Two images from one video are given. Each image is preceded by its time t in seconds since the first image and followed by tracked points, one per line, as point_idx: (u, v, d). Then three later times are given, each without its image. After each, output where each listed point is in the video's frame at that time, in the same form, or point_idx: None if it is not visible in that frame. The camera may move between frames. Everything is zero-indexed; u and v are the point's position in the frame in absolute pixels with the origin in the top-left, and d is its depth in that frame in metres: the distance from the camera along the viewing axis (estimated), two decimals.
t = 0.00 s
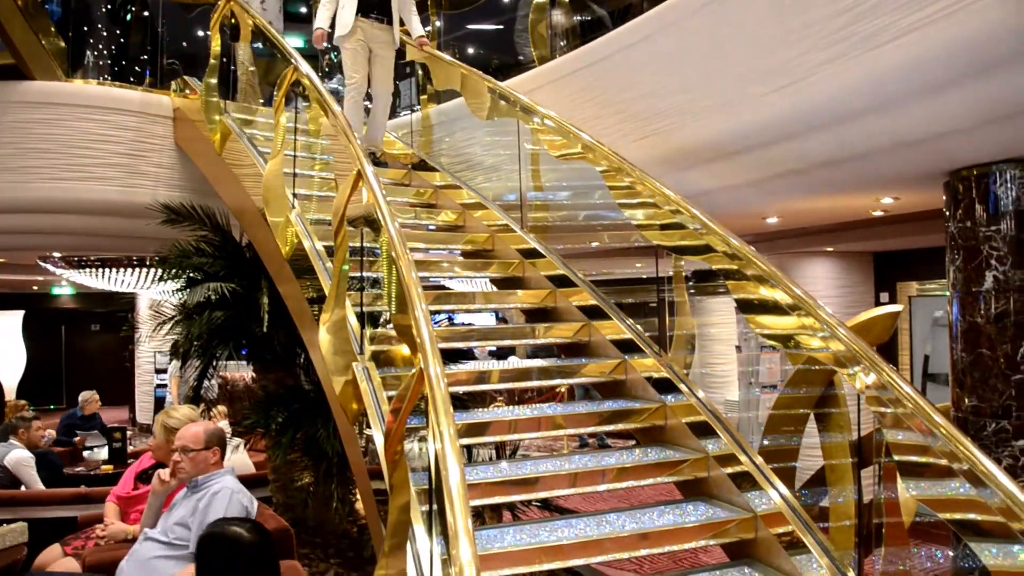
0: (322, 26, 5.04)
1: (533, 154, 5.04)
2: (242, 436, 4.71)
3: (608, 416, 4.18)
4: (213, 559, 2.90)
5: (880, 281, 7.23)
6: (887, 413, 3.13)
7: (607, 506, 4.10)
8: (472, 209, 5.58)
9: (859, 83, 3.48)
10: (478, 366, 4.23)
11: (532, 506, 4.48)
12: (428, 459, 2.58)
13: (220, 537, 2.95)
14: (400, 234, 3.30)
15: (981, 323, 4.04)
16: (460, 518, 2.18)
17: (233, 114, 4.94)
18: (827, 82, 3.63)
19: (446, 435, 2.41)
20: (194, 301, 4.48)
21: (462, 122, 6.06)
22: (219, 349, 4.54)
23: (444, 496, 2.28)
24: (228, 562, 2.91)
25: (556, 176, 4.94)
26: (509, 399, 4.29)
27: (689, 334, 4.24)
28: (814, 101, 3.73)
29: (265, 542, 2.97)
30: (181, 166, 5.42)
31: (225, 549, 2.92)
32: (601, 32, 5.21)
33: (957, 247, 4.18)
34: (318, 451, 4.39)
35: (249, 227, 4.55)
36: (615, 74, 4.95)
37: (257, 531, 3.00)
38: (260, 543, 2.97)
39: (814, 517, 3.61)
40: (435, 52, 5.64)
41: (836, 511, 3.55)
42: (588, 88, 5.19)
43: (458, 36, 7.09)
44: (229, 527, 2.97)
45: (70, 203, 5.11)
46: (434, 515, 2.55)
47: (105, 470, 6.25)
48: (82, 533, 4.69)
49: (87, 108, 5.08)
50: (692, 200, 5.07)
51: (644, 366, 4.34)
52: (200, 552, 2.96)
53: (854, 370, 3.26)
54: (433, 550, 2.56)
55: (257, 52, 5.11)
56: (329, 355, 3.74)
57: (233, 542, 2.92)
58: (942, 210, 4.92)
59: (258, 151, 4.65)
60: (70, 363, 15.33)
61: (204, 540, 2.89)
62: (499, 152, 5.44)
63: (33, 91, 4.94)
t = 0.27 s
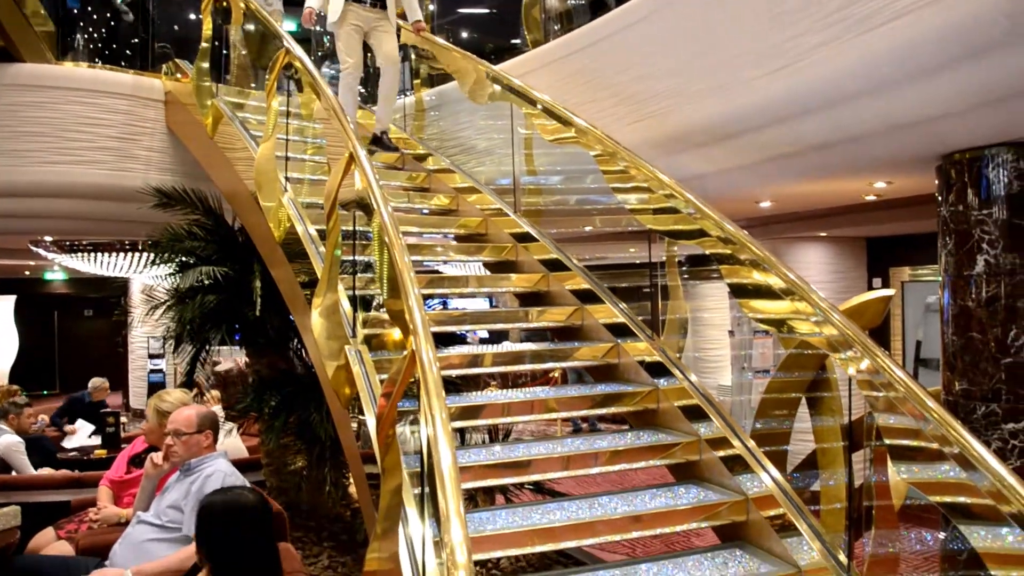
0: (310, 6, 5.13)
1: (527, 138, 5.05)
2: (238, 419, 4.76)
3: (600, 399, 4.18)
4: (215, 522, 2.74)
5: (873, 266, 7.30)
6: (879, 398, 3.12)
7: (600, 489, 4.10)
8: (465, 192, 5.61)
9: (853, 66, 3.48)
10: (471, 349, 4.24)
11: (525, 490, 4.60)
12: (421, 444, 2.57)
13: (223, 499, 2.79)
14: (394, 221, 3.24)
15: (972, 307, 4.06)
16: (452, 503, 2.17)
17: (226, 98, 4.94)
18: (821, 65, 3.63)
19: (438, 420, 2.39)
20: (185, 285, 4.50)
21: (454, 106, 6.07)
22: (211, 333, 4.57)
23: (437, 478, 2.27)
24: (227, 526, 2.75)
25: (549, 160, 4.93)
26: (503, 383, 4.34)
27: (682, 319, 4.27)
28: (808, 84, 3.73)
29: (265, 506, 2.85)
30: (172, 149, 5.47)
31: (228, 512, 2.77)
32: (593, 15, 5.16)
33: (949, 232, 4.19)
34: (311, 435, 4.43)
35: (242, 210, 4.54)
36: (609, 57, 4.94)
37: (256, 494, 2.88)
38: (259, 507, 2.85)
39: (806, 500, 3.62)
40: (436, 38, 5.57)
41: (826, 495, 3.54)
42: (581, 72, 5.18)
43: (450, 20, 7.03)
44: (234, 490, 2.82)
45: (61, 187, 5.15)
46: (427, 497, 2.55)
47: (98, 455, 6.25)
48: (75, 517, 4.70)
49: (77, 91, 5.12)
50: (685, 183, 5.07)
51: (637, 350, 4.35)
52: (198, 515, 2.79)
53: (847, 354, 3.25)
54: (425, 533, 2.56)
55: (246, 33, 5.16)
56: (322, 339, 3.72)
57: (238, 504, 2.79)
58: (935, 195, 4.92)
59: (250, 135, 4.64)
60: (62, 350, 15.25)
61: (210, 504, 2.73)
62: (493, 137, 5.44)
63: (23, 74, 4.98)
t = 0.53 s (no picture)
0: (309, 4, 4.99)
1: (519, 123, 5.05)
2: (227, 404, 4.74)
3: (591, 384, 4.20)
4: (210, 503, 3.06)
5: (864, 254, 7.33)
6: (868, 384, 3.11)
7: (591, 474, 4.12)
8: (457, 177, 5.66)
9: (845, 53, 3.48)
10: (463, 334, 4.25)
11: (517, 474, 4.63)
12: (410, 428, 2.56)
13: (220, 485, 3.12)
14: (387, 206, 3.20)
15: (961, 293, 4.08)
16: (441, 488, 2.17)
17: (216, 81, 4.92)
18: (814, 51, 3.63)
19: (428, 405, 2.39)
20: (176, 269, 4.51)
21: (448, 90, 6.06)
22: (202, 317, 4.58)
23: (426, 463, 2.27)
24: (222, 508, 3.07)
25: (541, 145, 4.92)
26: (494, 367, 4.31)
27: (672, 304, 4.24)
28: (800, 70, 3.72)
29: (258, 491, 3.16)
30: (162, 133, 5.46)
31: (223, 496, 3.09)
32: None
33: (940, 219, 4.21)
34: (301, 419, 4.44)
35: (233, 194, 4.52)
36: (602, 42, 4.92)
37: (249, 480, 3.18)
38: (253, 492, 3.16)
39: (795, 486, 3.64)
40: (441, 30, 5.48)
41: (815, 479, 3.48)
42: (574, 56, 5.16)
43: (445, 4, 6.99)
44: (229, 476, 3.14)
45: (52, 169, 5.13)
46: (416, 482, 2.56)
47: (89, 438, 6.24)
48: (66, 501, 4.70)
49: (68, 73, 5.10)
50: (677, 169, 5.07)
51: (628, 336, 4.38)
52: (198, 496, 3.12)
53: (838, 341, 3.23)
54: (415, 516, 2.56)
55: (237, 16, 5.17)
56: (313, 324, 3.73)
57: (232, 489, 3.10)
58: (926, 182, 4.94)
59: (241, 118, 4.62)
60: (52, 335, 15.18)
61: (207, 487, 3.06)
62: (485, 122, 5.44)
63: (13, 56, 4.95)
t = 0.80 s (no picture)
0: None
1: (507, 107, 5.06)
2: (215, 390, 4.73)
3: (579, 367, 4.21)
4: (201, 486, 3.10)
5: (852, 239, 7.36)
6: (856, 366, 3.11)
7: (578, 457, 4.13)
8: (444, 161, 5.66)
9: (831, 35, 3.48)
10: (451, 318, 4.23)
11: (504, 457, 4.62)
12: (397, 414, 2.54)
13: (210, 469, 3.17)
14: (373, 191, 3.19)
15: (946, 276, 4.11)
16: (428, 477, 2.17)
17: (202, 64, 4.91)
18: (800, 34, 3.63)
19: (414, 392, 2.37)
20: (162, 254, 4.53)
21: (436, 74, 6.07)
22: (189, 303, 4.61)
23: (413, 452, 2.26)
24: (212, 491, 3.12)
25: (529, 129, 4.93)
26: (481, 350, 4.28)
27: (660, 289, 4.25)
28: (786, 53, 3.73)
29: (248, 474, 3.23)
30: (147, 118, 5.49)
31: (213, 479, 3.14)
32: None
33: (925, 202, 4.22)
34: (289, 404, 4.44)
35: (220, 179, 4.50)
36: (589, 26, 4.91)
37: (238, 463, 3.24)
38: (242, 476, 3.22)
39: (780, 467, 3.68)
40: (432, 17, 5.45)
41: (802, 461, 3.53)
42: (561, 40, 5.15)
43: None
44: (218, 459, 3.20)
45: (36, 155, 5.15)
46: (403, 467, 2.56)
47: (76, 426, 6.23)
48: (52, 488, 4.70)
49: (50, 58, 5.11)
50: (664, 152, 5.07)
51: (615, 319, 4.38)
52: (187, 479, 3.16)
53: (825, 325, 3.24)
54: (402, 500, 2.55)
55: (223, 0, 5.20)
56: (301, 310, 3.73)
57: (222, 472, 3.16)
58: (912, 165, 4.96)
59: (227, 103, 4.61)
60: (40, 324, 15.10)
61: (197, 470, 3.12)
62: (472, 106, 5.45)
63: None
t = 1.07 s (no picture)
0: None
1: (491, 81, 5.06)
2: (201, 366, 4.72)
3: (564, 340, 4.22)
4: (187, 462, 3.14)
5: (837, 214, 7.39)
6: (840, 339, 3.10)
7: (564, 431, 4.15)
8: (428, 136, 5.65)
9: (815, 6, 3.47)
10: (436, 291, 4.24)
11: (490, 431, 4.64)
12: (381, 386, 2.54)
13: (195, 444, 3.19)
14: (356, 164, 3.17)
15: (929, 248, 4.13)
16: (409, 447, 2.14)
17: (183, 38, 4.87)
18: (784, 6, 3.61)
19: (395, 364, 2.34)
20: (145, 230, 4.53)
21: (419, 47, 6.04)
22: (173, 279, 4.63)
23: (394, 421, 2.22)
24: (199, 466, 3.15)
25: (515, 104, 4.91)
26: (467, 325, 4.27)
27: (645, 263, 4.25)
28: (770, 24, 3.72)
29: (234, 448, 3.25)
30: (128, 93, 5.45)
31: (198, 454, 3.17)
32: None
33: (909, 174, 4.23)
34: (275, 380, 4.44)
35: (202, 154, 4.47)
36: None
37: (223, 438, 3.26)
38: (227, 449, 3.24)
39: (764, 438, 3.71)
40: None
41: (787, 433, 3.53)
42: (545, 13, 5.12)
43: None
44: (202, 433, 3.22)
45: (16, 130, 5.12)
46: (387, 438, 2.55)
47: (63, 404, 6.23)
48: (39, 465, 4.70)
49: (28, 32, 5.07)
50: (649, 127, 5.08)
51: (600, 293, 4.39)
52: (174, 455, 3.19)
53: (810, 299, 3.23)
54: (386, 471, 2.55)
55: None
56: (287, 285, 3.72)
57: (207, 447, 3.19)
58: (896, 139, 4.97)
59: (209, 77, 4.57)
60: (24, 305, 15.01)
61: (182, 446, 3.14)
62: (457, 81, 5.43)
63: None
